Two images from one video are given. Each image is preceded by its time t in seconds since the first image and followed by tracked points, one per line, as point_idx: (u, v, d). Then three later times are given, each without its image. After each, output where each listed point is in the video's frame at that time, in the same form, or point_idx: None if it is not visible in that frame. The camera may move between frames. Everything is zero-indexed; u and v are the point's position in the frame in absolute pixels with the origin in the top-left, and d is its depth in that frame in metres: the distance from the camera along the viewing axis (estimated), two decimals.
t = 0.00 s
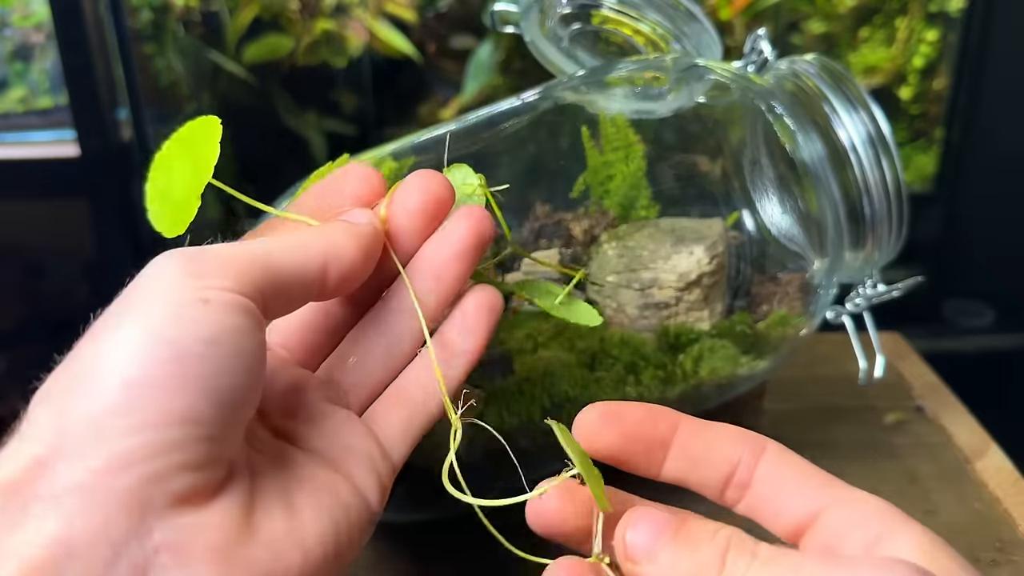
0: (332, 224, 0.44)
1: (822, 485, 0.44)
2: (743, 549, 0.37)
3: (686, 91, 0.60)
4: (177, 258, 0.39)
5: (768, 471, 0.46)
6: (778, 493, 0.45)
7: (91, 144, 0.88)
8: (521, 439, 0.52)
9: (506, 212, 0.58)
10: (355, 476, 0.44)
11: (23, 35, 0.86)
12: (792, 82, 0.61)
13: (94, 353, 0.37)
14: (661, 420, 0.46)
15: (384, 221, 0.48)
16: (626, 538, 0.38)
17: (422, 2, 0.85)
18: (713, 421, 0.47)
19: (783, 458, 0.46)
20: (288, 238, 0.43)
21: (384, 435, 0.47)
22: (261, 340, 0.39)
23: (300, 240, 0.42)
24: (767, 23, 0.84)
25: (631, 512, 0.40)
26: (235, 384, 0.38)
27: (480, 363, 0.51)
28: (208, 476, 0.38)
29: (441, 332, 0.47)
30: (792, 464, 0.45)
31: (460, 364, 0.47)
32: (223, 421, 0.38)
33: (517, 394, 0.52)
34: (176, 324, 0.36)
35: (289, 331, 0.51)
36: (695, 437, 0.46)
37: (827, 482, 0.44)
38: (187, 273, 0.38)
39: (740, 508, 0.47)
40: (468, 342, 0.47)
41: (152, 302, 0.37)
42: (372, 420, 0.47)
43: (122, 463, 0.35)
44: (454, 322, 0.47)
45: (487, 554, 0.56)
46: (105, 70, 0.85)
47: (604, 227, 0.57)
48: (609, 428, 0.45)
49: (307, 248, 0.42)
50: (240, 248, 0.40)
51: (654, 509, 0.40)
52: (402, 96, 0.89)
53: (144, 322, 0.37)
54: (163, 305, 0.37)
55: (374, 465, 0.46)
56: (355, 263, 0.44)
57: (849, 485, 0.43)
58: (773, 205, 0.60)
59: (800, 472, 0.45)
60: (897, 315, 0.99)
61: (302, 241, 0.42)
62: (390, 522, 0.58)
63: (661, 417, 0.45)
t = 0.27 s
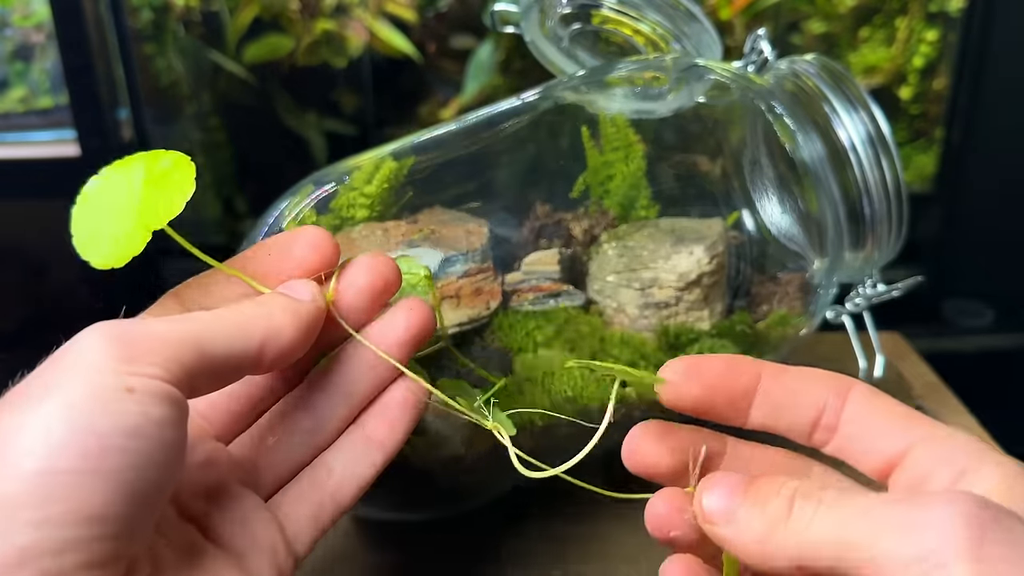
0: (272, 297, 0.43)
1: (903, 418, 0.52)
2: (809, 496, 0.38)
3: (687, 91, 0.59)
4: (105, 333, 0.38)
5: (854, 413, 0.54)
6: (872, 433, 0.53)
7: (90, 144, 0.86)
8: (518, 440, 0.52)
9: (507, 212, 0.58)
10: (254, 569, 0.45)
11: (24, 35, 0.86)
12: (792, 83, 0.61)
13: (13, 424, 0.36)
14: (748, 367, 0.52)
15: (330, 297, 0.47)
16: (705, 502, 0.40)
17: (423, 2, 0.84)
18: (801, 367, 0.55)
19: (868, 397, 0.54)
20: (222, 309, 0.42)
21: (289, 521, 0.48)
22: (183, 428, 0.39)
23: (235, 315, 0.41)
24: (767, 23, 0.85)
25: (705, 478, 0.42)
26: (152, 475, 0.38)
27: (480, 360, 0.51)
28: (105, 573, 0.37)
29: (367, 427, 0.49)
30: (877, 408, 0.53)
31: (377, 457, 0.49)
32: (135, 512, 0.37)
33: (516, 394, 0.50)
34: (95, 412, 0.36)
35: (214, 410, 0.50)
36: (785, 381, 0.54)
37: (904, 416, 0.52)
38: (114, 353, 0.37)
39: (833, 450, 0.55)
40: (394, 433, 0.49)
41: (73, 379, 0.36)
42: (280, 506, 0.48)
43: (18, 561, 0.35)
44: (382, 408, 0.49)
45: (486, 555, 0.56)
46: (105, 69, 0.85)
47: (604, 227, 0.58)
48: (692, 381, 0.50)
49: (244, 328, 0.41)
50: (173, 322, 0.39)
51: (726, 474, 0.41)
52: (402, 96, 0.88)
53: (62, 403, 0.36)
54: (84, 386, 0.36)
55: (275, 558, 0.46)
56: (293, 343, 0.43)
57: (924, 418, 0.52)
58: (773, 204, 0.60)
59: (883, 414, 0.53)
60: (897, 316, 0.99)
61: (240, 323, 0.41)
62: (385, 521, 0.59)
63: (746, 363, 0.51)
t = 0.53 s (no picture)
0: (273, 333, 0.43)
1: (943, 274, 0.49)
2: (835, 367, 0.38)
3: (686, 91, 0.60)
4: (103, 371, 0.36)
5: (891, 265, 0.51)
6: (908, 287, 0.50)
7: (91, 144, 0.86)
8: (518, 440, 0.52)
9: (508, 212, 0.58)
10: None
11: (25, 35, 0.86)
12: (791, 83, 0.62)
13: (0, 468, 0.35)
14: (776, 210, 0.52)
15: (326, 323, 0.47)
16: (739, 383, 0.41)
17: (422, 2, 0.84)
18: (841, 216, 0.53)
19: (908, 254, 0.51)
20: (220, 342, 0.41)
21: (285, 560, 0.47)
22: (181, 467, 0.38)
23: (234, 350, 0.41)
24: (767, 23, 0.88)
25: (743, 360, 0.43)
26: (148, 516, 0.37)
27: (481, 361, 0.52)
28: None
29: (366, 467, 0.48)
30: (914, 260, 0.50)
31: (376, 498, 0.48)
32: (133, 552, 0.37)
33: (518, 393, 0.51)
34: (94, 455, 0.35)
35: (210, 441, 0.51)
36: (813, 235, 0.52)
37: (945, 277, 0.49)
38: (113, 392, 0.36)
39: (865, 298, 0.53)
40: (391, 473, 0.48)
41: (69, 420, 0.35)
42: (277, 546, 0.47)
43: None
44: (380, 446, 0.48)
45: (486, 556, 0.56)
46: (105, 68, 0.85)
47: (604, 227, 0.57)
48: (720, 230, 0.51)
49: (244, 363, 0.41)
50: (171, 358, 0.38)
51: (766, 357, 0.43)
52: (402, 95, 0.88)
53: (60, 445, 0.35)
54: (81, 428, 0.35)
55: None
56: (292, 376, 0.43)
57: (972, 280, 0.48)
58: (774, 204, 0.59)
59: (921, 268, 0.50)
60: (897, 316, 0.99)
61: (237, 360, 0.40)
62: (390, 520, 0.58)
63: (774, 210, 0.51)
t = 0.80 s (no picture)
0: (289, 349, 0.42)
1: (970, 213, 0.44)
2: (830, 370, 0.37)
3: (686, 91, 0.60)
4: (118, 399, 0.35)
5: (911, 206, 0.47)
6: (929, 238, 0.46)
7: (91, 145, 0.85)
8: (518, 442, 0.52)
9: (507, 211, 0.57)
10: None
11: (24, 35, 0.86)
12: (792, 83, 0.61)
13: (16, 507, 0.33)
14: (772, 161, 0.48)
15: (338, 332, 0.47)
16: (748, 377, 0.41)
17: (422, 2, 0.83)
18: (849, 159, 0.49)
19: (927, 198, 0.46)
20: (238, 362, 0.40)
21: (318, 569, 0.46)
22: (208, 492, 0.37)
23: (253, 369, 0.40)
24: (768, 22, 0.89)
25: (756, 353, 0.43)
26: (177, 550, 0.35)
27: (480, 361, 0.52)
28: None
29: (393, 474, 0.47)
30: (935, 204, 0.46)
31: (406, 505, 0.47)
32: None
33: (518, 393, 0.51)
34: (119, 488, 0.33)
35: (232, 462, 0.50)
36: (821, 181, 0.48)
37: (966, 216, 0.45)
38: (131, 420, 0.35)
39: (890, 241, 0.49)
40: (420, 481, 0.47)
41: (87, 453, 0.34)
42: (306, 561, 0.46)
43: None
44: (405, 452, 0.47)
45: (485, 556, 0.56)
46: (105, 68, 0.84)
47: (603, 228, 0.57)
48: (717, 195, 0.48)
49: (264, 384, 0.40)
50: (188, 382, 0.37)
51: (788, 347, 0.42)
52: (402, 95, 0.88)
53: (81, 479, 0.33)
54: (100, 460, 0.33)
55: None
56: (313, 395, 0.42)
57: (1012, 227, 0.43)
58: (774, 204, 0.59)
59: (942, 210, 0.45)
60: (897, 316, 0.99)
61: (258, 379, 0.39)
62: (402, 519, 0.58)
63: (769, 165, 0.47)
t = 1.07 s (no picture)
0: (315, 354, 0.43)
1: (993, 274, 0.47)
2: (863, 365, 0.38)
3: (686, 91, 0.59)
4: (150, 413, 0.36)
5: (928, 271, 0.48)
6: (945, 300, 0.48)
7: (90, 144, 0.88)
8: (516, 441, 0.52)
9: (507, 212, 0.57)
10: None
11: (23, 34, 0.86)
12: (793, 82, 0.61)
13: (49, 520, 0.33)
14: (795, 238, 0.48)
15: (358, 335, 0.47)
16: (762, 366, 0.41)
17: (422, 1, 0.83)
18: (866, 228, 0.49)
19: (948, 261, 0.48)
20: (268, 372, 0.40)
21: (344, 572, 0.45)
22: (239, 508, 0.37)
23: (282, 379, 0.40)
24: (767, 22, 0.87)
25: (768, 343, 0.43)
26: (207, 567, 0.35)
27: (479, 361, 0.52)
28: None
29: (416, 475, 0.46)
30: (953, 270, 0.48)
31: (429, 507, 0.46)
32: None
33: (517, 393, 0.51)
34: (152, 500, 0.33)
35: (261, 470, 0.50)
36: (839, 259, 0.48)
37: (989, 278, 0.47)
38: (164, 434, 0.35)
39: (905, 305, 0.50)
40: (444, 482, 0.46)
41: (121, 467, 0.34)
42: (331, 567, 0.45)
43: None
44: (428, 453, 0.46)
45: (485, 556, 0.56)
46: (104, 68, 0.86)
47: (603, 227, 0.57)
48: (740, 252, 0.48)
49: (292, 394, 0.40)
50: (218, 393, 0.37)
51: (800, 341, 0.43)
52: (402, 94, 0.87)
53: (115, 492, 0.33)
54: (135, 475, 0.34)
55: None
56: (340, 400, 0.42)
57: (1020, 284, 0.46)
58: (774, 203, 0.60)
59: (961, 274, 0.47)
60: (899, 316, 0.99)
61: (285, 386, 0.40)
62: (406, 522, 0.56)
63: (794, 229, 0.47)
